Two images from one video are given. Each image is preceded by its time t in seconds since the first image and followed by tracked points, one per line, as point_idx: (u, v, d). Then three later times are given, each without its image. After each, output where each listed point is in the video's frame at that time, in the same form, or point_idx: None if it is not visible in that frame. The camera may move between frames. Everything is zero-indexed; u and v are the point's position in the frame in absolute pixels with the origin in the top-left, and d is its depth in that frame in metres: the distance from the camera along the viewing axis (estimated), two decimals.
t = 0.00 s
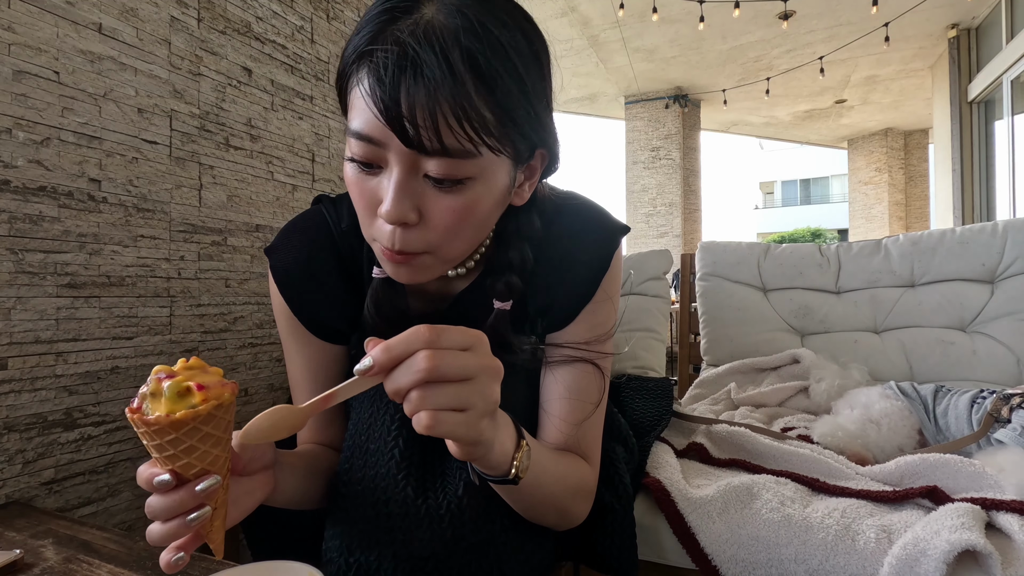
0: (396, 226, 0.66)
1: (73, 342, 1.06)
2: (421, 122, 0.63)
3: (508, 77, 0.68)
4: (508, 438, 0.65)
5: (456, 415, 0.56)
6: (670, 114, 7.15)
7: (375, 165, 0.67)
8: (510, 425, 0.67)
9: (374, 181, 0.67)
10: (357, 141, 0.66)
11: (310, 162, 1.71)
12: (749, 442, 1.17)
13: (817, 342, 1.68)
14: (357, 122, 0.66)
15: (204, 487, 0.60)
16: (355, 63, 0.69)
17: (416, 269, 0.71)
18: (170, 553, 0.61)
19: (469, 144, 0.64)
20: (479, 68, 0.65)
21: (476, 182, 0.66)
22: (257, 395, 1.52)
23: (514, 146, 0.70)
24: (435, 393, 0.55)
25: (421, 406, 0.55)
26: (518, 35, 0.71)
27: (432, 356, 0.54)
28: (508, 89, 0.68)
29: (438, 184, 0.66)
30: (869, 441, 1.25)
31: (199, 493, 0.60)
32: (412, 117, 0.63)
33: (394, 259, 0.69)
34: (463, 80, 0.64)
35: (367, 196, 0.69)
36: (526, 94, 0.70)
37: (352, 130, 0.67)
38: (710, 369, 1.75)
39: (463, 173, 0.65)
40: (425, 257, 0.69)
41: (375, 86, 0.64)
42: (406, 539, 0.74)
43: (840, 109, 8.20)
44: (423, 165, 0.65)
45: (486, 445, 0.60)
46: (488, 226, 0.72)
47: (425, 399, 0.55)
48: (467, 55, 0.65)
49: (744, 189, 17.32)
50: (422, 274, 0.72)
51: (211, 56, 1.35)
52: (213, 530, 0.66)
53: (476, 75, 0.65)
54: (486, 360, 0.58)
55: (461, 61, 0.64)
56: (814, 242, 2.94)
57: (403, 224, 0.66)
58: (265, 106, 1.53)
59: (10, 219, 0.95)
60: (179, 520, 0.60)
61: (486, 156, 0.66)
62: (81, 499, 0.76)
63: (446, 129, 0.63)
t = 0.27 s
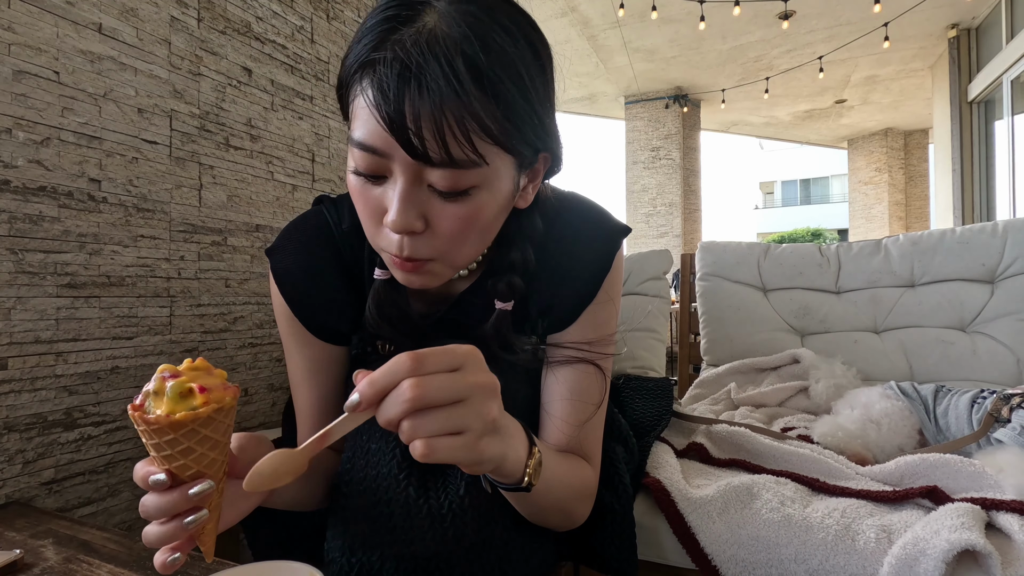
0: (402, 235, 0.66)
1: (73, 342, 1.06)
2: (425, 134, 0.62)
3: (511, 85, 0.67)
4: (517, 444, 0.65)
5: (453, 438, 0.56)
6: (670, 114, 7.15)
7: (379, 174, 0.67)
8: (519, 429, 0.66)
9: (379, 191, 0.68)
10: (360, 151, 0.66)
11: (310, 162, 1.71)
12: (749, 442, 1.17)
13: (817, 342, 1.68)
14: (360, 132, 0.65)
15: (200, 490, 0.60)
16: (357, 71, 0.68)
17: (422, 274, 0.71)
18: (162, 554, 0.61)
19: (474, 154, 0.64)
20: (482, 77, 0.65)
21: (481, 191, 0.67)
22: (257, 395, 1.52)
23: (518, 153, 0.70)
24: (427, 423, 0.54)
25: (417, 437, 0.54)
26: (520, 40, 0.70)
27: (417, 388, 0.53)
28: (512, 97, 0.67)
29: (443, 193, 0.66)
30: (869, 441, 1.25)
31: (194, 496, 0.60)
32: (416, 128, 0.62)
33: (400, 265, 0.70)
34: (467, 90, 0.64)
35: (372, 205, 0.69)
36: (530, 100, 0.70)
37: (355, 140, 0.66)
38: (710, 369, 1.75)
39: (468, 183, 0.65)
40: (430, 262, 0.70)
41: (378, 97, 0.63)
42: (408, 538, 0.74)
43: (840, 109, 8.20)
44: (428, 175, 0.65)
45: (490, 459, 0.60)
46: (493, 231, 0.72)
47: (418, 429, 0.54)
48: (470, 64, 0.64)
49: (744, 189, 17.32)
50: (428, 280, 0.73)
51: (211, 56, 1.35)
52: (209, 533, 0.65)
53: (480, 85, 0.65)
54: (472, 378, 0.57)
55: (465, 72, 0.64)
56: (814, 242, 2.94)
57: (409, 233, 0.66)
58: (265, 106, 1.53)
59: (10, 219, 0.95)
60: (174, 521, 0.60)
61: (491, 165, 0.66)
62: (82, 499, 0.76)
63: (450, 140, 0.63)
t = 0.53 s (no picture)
0: (399, 235, 0.67)
1: (73, 342, 1.06)
2: (417, 133, 0.63)
3: (503, 80, 0.67)
4: (500, 479, 0.63)
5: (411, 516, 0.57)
6: (670, 114, 7.15)
7: (374, 176, 0.67)
8: (503, 463, 0.64)
9: (374, 192, 0.68)
10: (354, 154, 0.66)
11: (310, 162, 1.71)
12: (749, 442, 1.17)
13: (817, 342, 1.68)
14: (353, 134, 0.66)
15: (202, 508, 0.60)
16: (347, 73, 0.68)
17: (421, 273, 0.71)
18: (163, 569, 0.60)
19: (467, 151, 0.64)
20: (472, 74, 0.65)
21: (475, 188, 0.67)
22: (257, 395, 1.52)
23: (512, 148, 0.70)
24: (374, 517, 0.56)
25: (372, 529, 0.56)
26: (512, 34, 0.69)
27: (344, 497, 0.54)
28: (504, 92, 0.67)
29: (438, 192, 0.66)
30: (869, 441, 1.25)
31: (196, 516, 0.59)
32: (407, 128, 0.62)
33: (399, 265, 0.70)
34: (456, 88, 0.64)
35: (368, 206, 0.69)
36: (523, 95, 0.69)
37: (348, 142, 0.67)
38: (710, 369, 1.75)
39: (462, 180, 0.65)
40: (429, 261, 0.70)
41: (368, 99, 0.63)
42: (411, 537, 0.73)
43: (840, 109, 8.20)
44: (422, 174, 0.65)
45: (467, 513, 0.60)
46: (490, 227, 0.72)
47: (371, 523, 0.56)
48: (459, 62, 0.64)
49: (744, 189, 17.32)
50: (428, 278, 0.73)
51: (211, 56, 1.35)
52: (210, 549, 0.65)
53: (469, 81, 0.64)
54: (397, 462, 0.55)
55: (453, 69, 0.64)
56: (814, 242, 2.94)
57: (405, 233, 0.66)
58: (265, 106, 1.53)
59: (10, 219, 0.95)
60: (176, 538, 0.59)
61: (484, 162, 0.66)
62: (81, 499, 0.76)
63: (442, 139, 0.63)
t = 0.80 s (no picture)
0: (388, 237, 0.68)
1: (73, 342, 1.06)
2: (399, 136, 0.63)
3: (483, 78, 0.66)
4: (484, 511, 0.61)
5: None
6: (670, 114, 7.15)
7: (361, 179, 0.68)
8: (488, 495, 0.63)
9: (362, 195, 0.69)
10: (340, 159, 0.67)
11: (310, 162, 1.70)
12: (749, 442, 1.17)
13: (818, 342, 1.68)
14: (337, 139, 0.66)
15: (196, 504, 0.59)
16: (328, 78, 0.68)
17: (413, 273, 0.73)
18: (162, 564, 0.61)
19: (450, 151, 0.65)
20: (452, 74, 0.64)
21: (462, 187, 0.67)
22: (257, 396, 1.52)
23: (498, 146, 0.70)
24: None
25: None
26: (492, 31, 0.69)
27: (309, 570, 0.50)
28: (486, 90, 0.67)
29: (424, 193, 0.67)
30: (869, 441, 1.25)
31: (191, 512, 0.59)
32: (390, 132, 0.63)
33: (391, 266, 0.72)
34: (435, 89, 0.63)
35: (358, 209, 0.70)
36: (506, 92, 0.69)
37: (334, 147, 0.67)
38: (710, 369, 1.75)
39: (448, 180, 0.66)
40: (420, 261, 0.71)
41: (350, 104, 0.64)
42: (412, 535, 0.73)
43: (840, 109, 8.20)
44: (408, 176, 0.66)
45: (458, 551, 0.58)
46: (480, 225, 0.73)
47: None
48: (438, 62, 0.64)
49: (744, 189, 17.33)
50: (421, 278, 0.74)
51: (211, 56, 1.35)
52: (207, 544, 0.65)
53: (449, 81, 0.64)
54: (363, 531, 0.51)
55: (432, 70, 0.63)
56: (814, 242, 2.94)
57: (394, 235, 0.67)
58: (265, 106, 1.53)
59: (10, 219, 0.95)
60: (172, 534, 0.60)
61: (469, 161, 0.66)
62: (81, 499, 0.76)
63: (424, 141, 0.63)
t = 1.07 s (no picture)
0: (378, 235, 0.67)
1: (73, 342, 1.06)
2: (384, 131, 0.63)
3: (468, 71, 0.66)
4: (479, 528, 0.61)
5: None
6: (670, 114, 7.16)
7: (351, 177, 0.68)
8: (488, 509, 0.63)
9: (352, 193, 0.69)
10: (328, 159, 0.67)
11: (310, 162, 1.71)
12: (749, 442, 1.17)
13: (817, 342, 1.68)
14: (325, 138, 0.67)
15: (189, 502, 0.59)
16: (314, 79, 0.68)
17: (406, 272, 0.72)
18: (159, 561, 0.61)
19: (435, 145, 0.64)
20: (434, 67, 0.64)
21: (451, 182, 0.67)
22: (257, 396, 1.52)
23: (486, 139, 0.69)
24: None
25: None
26: (476, 25, 0.69)
27: None
28: (471, 83, 0.66)
29: (413, 188, 0.66)
30: (869, 441, 1.25)
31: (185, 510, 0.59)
32: (375, 128, 0.63)
33: (385, 265, 0.71)
34: (419, 82, 0.63)
35: (348, 208, 0.70)
36: (492, 85, 0.69)
37: (323, 146, 0.68)
38: (710, 369, 1.75)
39: (435, 175, 0.66)
40: (412, 259, 0.71)
41: (334, 102, 0.64)
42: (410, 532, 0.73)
43: (840, 109, 8.20)
44: (395, 173, 0.65)
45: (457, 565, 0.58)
46: (473, 222, 0.72)
47: None
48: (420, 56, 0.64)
49: (744, 189, 17.33)
50: (416, 277, 0.73)
51: (211, 56, 1.35)
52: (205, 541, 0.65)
53: (432, 74, 0.64)
54: (350, 560, 0.50)
55: (414, 64, 0.63)
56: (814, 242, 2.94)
57: (384, 232, 0.67)
58: (265, 106, 1.53)
59: (10, 218, 0.95)
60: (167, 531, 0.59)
61: (456, 155, 0.66)
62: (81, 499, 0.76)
63: (409, 135, 0.63)
